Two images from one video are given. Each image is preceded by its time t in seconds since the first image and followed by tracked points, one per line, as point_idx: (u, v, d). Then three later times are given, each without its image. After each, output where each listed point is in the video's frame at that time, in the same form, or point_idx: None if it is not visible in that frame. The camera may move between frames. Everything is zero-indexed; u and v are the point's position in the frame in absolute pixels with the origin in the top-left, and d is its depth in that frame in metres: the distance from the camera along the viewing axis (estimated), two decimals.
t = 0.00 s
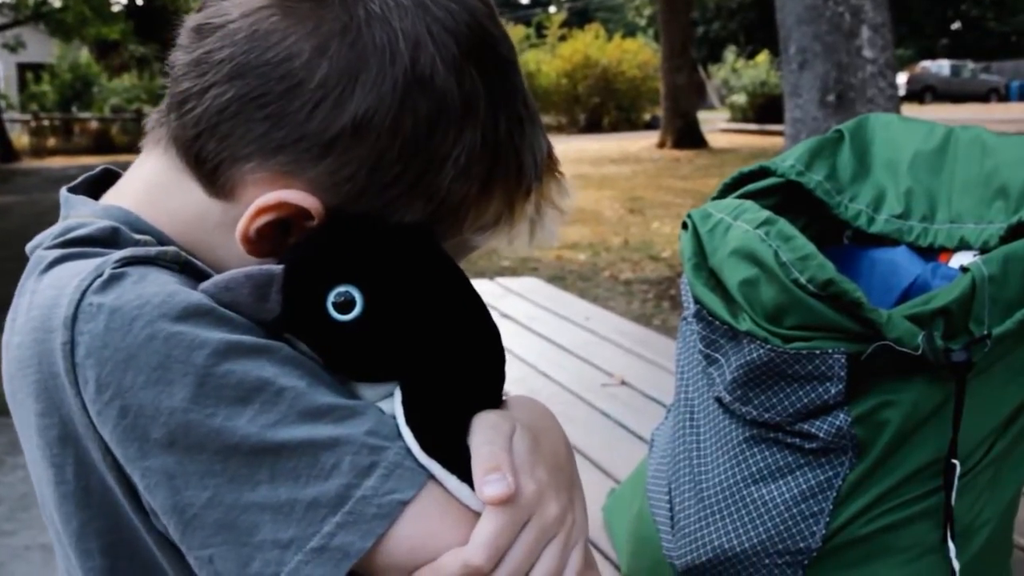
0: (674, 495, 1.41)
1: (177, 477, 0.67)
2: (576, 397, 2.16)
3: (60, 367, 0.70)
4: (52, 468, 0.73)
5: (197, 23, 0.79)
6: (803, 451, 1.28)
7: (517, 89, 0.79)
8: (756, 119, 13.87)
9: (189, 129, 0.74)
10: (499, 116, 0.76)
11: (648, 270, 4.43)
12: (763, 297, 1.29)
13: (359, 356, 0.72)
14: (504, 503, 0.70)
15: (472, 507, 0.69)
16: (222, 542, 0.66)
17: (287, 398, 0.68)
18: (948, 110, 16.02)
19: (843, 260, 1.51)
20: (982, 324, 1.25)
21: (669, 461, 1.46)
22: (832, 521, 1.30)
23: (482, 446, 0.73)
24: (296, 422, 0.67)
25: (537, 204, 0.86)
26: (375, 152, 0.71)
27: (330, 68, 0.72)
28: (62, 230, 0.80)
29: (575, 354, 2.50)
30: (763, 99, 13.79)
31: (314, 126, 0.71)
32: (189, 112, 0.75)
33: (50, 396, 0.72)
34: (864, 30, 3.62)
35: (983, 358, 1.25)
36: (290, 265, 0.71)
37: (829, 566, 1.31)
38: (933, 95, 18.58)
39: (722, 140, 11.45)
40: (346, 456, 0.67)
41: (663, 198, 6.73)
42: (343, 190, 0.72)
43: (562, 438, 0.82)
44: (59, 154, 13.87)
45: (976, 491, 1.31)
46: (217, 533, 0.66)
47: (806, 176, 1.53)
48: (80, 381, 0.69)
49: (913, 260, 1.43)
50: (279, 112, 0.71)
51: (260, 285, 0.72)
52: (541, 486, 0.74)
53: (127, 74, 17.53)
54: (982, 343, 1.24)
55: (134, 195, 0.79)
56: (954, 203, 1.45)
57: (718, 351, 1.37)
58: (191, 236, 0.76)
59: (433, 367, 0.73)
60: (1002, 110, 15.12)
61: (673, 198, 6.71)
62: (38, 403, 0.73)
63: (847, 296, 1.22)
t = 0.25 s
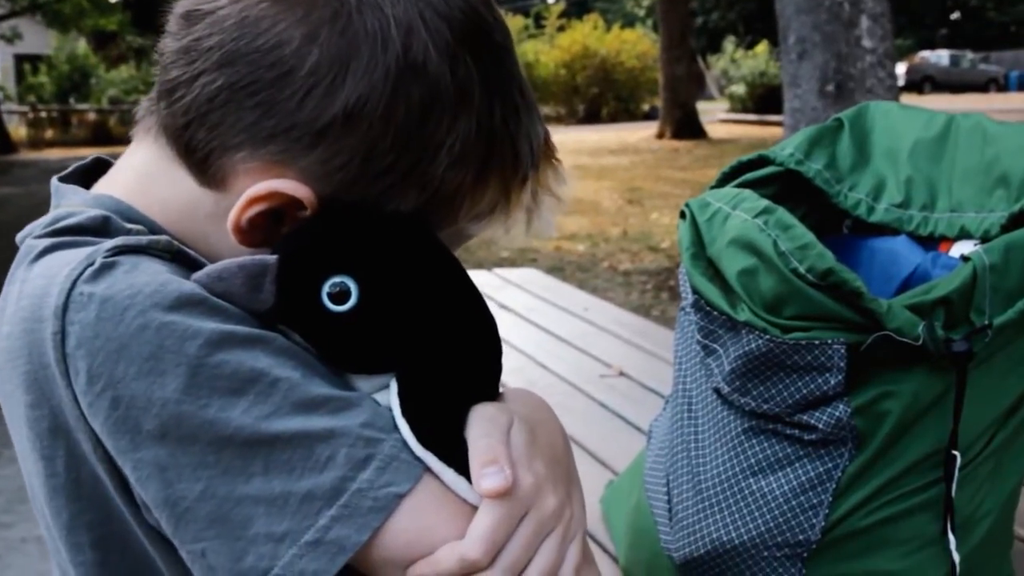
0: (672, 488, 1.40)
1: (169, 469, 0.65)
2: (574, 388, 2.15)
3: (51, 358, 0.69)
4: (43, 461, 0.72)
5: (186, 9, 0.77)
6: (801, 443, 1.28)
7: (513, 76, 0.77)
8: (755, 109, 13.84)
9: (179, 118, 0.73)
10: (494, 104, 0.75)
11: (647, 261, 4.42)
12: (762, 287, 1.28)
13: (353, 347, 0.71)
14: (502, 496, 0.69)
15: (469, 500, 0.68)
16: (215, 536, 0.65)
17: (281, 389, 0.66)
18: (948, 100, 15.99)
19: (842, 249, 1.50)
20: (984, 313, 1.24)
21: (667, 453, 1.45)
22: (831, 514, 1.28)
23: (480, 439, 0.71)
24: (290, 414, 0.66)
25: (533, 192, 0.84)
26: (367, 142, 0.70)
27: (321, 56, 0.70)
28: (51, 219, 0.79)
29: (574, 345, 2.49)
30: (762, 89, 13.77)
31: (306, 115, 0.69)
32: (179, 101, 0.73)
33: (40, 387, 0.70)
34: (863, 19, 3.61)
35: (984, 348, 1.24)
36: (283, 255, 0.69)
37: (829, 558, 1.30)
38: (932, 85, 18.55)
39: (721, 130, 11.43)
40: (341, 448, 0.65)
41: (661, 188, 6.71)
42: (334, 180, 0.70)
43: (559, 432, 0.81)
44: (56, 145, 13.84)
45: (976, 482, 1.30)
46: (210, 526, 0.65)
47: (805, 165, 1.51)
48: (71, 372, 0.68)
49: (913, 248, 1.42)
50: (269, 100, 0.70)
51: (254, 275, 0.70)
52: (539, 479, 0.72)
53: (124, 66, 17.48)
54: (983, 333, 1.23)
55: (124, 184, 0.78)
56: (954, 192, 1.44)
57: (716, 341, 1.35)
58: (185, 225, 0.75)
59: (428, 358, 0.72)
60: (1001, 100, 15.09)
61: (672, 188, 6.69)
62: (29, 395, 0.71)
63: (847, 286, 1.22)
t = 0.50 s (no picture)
0: (668, 480, 1.39)
1: (152, 464, 0.64)
2: (569, 379, 2.14)
3: (33, 351, 0.67)
4: (26, 457, 0.70)
5: None
6: (798, 434, 1.26)
7: (505, 68, 0.76)
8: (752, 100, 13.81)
9: (166, 109, 0.72)
10: (486, 97, 0.73)
11: (644, 252, 4.41)
12: (758, 277, 1.26)
13: (339, 340, 0.69)
14: (491, 492, 0.68)
15: (458, 495, 0.67)
16: (199, 532, 0.64)
17: (268, 383, 0.65)
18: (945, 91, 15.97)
19: (840, 240, 1.46)
20: (982, 304, 1.22)
21: (662, 445, 1.43)
22: (828, 506, 1.26)
23: (469, 434, 0.71)
24: (276, 408, 0.65)
25: (525, 187, 0.83)
26: (356, 134, 0.69)
27: (310, 46, 0.69)
28: (37, 210, 0.77)
29: (569, 336, 2.48)
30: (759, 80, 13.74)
31: (294, 107, 0.68)
32: (165, 91, 0.72)
33: (23, 379, 0.69)
34: (861, 9, 3.59)
35: (983, 339, 1.22)
36: (270, 248, 0.68)
37: (826, 550, 1.28)
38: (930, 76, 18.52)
39: (718, 121, 11.41)
40: (328, 443, 0.64)
41: (659, 179, 6.70)
42: (322, 173, 0.69)
43: (552, 426, 0.80)
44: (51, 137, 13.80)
45: (976, 474, 1.27)
46: (194, 523, 0.64)
47: (802, 154, 1.48)
48: (53, 365, 0.66)
49: (911, 238, 1.37)
50: (257, 92, 0.69)
51: (240, 268, 0.69)
52: (529, 475, 0.71)
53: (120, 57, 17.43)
54: (982, 324, 1.21)
55: (110, 175, 0.76)
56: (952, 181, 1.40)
57: (712, 333, 1.34)
58: (171, 217, 0.74)
59: (420, 352, 0.71)
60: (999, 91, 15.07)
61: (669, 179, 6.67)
62: (11, 388, 0.69)
63: (843, 276, 1.20)
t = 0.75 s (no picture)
0: (662, 472, 1.38)
1: (141, 458, 0.61)
2: (565, 371, 2.13)
3: (17, 344, 0.64)
4: (9, 450, 0.68)
5: None
6: (793, 426, 1.24)
7: (493, 53, 0.74)
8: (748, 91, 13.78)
9: (150, 96, 0.70)
10: (475, 83, 0.72)
11: (639, 243, 4.39)
12: (753, 267, 1.25)
13: (329, 330, 0.67)
14: (486, 484, 0.66)
15: (453, 487, 0.65)
16: (189, 527, 0.61)
17: (258, 373, 0.63)
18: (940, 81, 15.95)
19: (835, 229, 1.44)
20: (978, 294, 1.19)
21: (656, 436, 1.42)
22: (823, 498, 1.24)
23: (464, 424, 0.69)
24: (268, 400, 0.62)
25: (515, 174, 0.82)
26: (346, 120, 0.67)
27: (298, 31, 0.67)
28: (17, 200, 0.75)
29: (563, 327, 2.47)
30: (754, 70, 13.71)
31: (282, 93, 0.67)
32: (150, 79, 0.70)
33: (6, 371, 0.66)
34: None
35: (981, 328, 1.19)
36: (261, 239, 0.66)
37: (821, 542, 1.26)
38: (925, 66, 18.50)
39: (713, 111, 11.38)
40: (320, 435, 0.62)
41: (654, 170, 6.68)
42: (311, 160, 0.67)
43: (544, 417, 0.79)
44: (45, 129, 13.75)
45: (972, 464, 1.24)
46: (184, 518, 0.61)
47: (797, 142, 1.46)
48: (38, 358, 0.63)
49: (907, 227, 1.35)
50: (244, 78, 0.67)
51: (229, 258, 0.67)
52: (523, 466, 0.70)
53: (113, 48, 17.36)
54: (979, 314, 1.18)
55: (92, 164, 0.75)
56: (949, 169, 1.37)
57: (707, 323, 1.32)
58: (155, 206, 0.72)
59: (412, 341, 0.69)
60: (994, 81, 15.05)
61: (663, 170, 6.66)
62: None
63: (839, 265, 1.18)
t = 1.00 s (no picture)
0: (655, 464, 1.34)
1: (120, 451, 0.59)
2: (558, 362, 2.11)
3: None
4: None
5: None
6: (788, 417, 1.20)
7: (481, 39, 0.73)
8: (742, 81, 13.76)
9: (130, 82, 0.68)
10: (463, 68, 0.70)
11: (634, 234, 4.37)
12: (746, 256, 1.20)
13: (313, 319, 0.65)
14: (474, 477, 0.65)
15: (440, 481, 0.64)
16: (168, 521, 0.59)
17: (240, 364, 0.61)
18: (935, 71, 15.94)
19: (830, 218, 1.38)
20: (974, 282, 1.14)
21: (650, 428, 1.38)
22: (818, 489, 1.20)
23: (451, 416, 0.68)
24: (250, 391, 0.61)
25: (504, 161, 0.81)
26: (330, 105, 0.66)
27: (280, 14, 0.66)
28: None
29: (556, 318, 2.45)
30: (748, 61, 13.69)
31: (265, 78, 0.65)
32: (128, 64, 0.68)
33: None
34: None
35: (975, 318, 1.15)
36: (241, 225, 0.64)
37: (816, 535, 1.21)
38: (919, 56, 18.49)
39: (707, 101, 11.36)
40: (303, 427, 0.60)
41: (648, 160, 6.66)
42: (295, 146, 0.66)
43: (534, 410, 0.78)
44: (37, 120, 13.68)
45: (968, 455, 1.19)
46: (163, 512, 0.59)
47: (791, 130, 1.40)
48: (13, 349, 0.61)
49: (902, 215, 1.29)
50: (225, 63, 0.66)
51: (210, 246, 0.65)
52: (512, 459, 0.69)
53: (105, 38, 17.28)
54: (976, 303, 1.13)
55: (72, 151, 0.72)
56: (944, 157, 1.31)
57: (700, 313, 1.28)
58: (134, 193, 0.70)
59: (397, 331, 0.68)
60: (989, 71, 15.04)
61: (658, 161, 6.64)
62: None
63: (834, 254, 1.13)
